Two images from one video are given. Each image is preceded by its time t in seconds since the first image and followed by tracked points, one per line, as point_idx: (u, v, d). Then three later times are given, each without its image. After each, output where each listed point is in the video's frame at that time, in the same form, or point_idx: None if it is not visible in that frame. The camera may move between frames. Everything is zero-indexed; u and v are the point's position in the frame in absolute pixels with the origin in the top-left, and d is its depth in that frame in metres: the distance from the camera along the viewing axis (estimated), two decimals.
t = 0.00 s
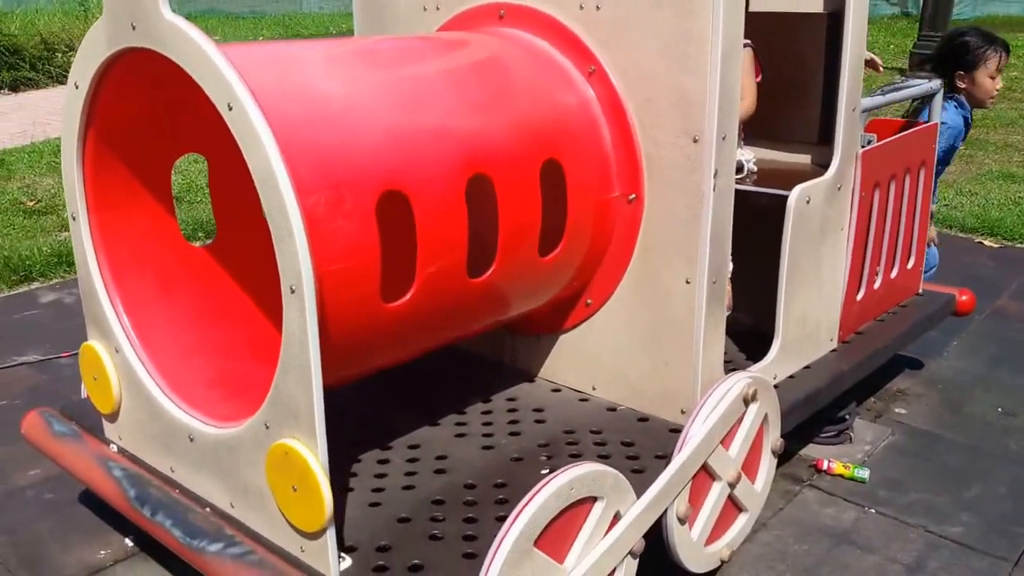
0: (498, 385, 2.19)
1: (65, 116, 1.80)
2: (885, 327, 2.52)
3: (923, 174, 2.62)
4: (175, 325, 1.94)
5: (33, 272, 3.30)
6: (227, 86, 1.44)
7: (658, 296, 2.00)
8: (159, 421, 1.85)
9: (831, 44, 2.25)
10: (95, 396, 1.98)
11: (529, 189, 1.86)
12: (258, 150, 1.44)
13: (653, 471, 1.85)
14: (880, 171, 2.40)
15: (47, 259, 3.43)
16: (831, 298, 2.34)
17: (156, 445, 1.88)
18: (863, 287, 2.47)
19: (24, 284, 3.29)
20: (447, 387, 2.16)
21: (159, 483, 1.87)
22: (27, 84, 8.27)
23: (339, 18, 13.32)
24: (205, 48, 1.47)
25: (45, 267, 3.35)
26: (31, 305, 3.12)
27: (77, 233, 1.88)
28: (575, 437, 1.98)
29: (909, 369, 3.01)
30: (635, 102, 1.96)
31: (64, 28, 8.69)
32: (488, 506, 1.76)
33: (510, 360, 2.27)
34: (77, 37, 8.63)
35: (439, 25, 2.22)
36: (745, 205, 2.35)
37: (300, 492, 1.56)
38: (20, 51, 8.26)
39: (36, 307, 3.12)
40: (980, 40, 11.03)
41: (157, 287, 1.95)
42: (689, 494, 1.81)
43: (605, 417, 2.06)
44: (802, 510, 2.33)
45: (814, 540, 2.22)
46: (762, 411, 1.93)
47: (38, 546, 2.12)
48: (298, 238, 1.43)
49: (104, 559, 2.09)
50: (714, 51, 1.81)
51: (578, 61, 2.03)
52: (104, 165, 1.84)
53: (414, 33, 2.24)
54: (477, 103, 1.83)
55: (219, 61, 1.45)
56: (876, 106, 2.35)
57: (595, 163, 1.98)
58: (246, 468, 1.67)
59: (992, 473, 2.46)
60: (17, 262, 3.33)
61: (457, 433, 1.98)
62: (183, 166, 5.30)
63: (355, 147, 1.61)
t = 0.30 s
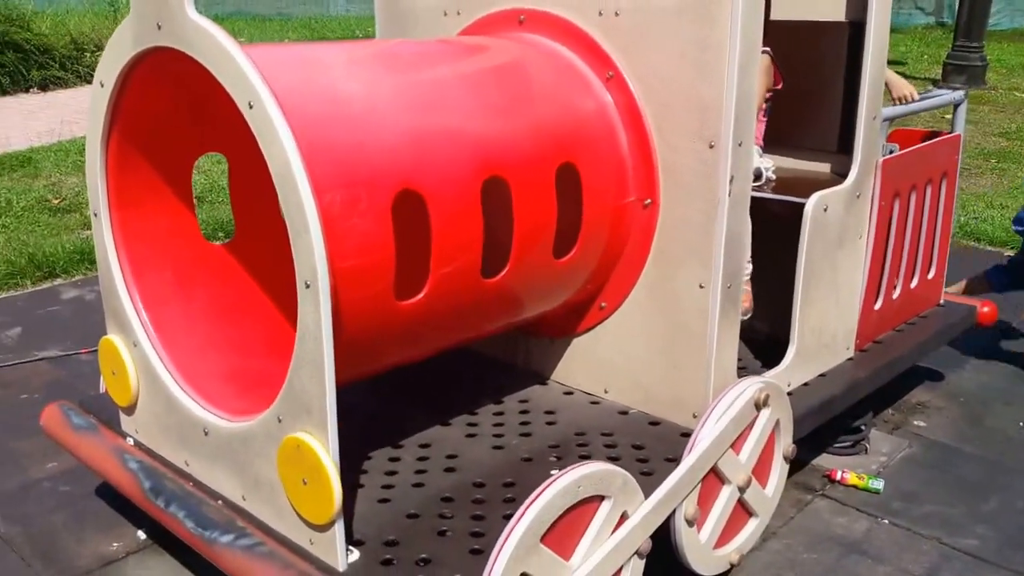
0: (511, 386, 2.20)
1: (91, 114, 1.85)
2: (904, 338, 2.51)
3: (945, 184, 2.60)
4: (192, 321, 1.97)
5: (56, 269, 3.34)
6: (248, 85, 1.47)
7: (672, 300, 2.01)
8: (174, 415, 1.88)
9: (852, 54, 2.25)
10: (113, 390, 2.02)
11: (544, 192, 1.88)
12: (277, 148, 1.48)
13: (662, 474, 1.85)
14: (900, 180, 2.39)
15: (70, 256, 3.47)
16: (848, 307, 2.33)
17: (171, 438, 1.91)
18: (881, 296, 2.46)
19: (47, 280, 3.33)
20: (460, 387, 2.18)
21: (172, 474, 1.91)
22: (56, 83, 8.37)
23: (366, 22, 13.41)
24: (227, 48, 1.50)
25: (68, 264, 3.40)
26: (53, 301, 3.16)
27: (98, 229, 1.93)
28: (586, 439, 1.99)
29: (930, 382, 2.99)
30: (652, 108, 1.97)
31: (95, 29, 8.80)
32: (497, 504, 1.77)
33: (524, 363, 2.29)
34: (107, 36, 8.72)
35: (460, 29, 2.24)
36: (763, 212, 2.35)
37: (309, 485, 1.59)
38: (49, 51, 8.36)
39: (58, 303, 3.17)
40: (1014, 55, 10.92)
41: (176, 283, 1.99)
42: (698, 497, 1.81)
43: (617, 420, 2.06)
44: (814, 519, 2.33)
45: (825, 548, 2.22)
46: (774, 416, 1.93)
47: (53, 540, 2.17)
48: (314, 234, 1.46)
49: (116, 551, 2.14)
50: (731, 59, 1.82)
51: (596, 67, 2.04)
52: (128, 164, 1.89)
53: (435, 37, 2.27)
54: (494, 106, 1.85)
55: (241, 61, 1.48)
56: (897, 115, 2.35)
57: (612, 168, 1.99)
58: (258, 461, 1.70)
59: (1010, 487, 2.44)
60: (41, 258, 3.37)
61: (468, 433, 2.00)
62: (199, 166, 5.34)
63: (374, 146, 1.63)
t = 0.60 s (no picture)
0: (523, 388, 2.22)
1: (114, 111, 1.88)
2: (921, 348, 2.50)
3: (965, 194, 2.59)
4: (208, 315, 2.00)
5: (79, 265, 3.40)
6: (264, 83, 1.50)
7: (684, 304, 2.01)
8: (191, 408, 1.91)
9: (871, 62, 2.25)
10: (130, 382, 2.05)
11: (555, 194, 1.89)
12: (291, 146, 1.50)
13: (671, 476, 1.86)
14: (919, 189, 2.38)
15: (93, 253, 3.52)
16: (863, 315, 2.33)
17: (187, 430, 1.94)
18: (898, 305, 2.45)
19: (71, 277, 3.39)
20: (472, 388, 2.20)
21: (187, 466, 1.94)
22: (84, 83, 8.58)
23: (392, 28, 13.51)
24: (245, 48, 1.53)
25: (91, 261, 3.45)
26: (76, 297, 3.22)
27: (118, 221, 1.95)
28: (596, 441, 2.00)
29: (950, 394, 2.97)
30: (666, 112, 1.99)
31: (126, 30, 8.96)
32: (504, 503, 1.78)
33: (536, 365, 2.30)
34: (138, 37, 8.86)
35: (479, 33, 2.27)
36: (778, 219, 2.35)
37: (318, 476, 1.61)
38: (79, 51, 8.51)
39: (81, 299, 3.22)
40: None
41: (194, 276, 2.01)
42: (704, 500, 1.82)
43: (629, 423, 2.07)
44: (826, 527, 2.32)
45: (836, 557, 2.21)
46: (782, 421, 1.94)
47: (70, 531, 2.21)
48: (326, 230, 1.48)
49: (133, 542, 2.19)
50: (744, 63, 1.83)
51: (611, 71, 2.05)
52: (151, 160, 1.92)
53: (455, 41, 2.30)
54: (508, 108, 1.87)
55: (258, 60, 1.51)
56: (916, 124, 2.34)
57: (625, 171, 2.00)
58: (269, 453, 1.73)
59: None
60: (65, 255, 3.43)
61: (479, 432, 2.01)
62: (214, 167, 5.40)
63: (387, 146, 1.65)
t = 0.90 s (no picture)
0: (533, 388, 2.22)
1: (138, 107, 1.93)
2: (939, 357, 2.47)
3: (987, 202, 2.56)
4: (223, 310, 2.03)
5: (104, 262, 3.47)
6: (278, 81, 1.51)
7: (693, 307, 2.01)
8: (202, 399, 1.93)
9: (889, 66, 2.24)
10: (146, 373, 2.08)
11: (565, 195, 1.90)
12: (303, 142, 1.51)
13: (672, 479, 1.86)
14: (938, 195, 2.35)
15: (118, 250, 3.59)
16: (878, 322, 2.30)
17: (198, 421, 1.96)
18: (915, 313, 2.42)
19: (95, 272, 3.45)
20: (482, 387, 2.21)
21: (198, 456, 1.95)
22: (118, 84, 8.67)
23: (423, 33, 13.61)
24: (260, 45, 1.54)
25: (116, 257, 3.51)
26: (101, 293, 3.28)
27: (139, 215, 1.99)
28: (599, 442, 2.00)
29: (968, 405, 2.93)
30: (678, 114, 1.99)
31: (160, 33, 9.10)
32: (505, 500, 1.79)
33: (544, 366, 2.31)
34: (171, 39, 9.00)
35: (495, 34, 2.29)
36: (793, 221, 2.35)
37: (323, 468, 1.60)
38: (112, 52, 8.65)
39: (105, 294, 3.28)
40: None
41: (210, 272, 2.04)
42: (706, 502, 1.81)
43: (634, 425, 2.07)
44: (837, 536, 2.30)
45: (845, 565, 2.19)
46: (789, 426, 1.93)
47: (85, 519, 2.24)
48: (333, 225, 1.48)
49: (146, 532, 2.21)
50: (756, 66, 1.82)
51: (625, 72, 2.06)
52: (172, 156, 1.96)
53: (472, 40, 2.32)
54: (520, 109, 1.88)
55: (273, 57, 1.52)
56: (936, 128, 2.31)
57: (635, 173, 2.00)
58: (276, 445, 1.74)
59: None
60: (91, 251, 3.49)
61: (483, 430, 2.03)
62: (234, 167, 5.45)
63: (397, 144, 1.66)
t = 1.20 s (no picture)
0: (540, 389, 2.22)
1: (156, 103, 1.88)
2: (956, 364, 2.43)
3: (1008, 208, 2.51)
4: (236, 303, 1.98)
5: (130, 257, 3.52)
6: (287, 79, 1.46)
7: (697, 310, 2.00)
8: (211, 391, 1.92)
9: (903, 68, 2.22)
10: (160, 364, 2.05)
11: (573, 196, 1.88)
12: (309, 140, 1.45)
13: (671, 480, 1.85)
14: (953, 200, 2.33)
15: (144, 247, 3.65)
16: (892, 328, 2.27)
17: (207, 412, 1.95)
18: (931, 320, 2.39)
19: (121, 268, 3.51)
20: (490, 387, 2.21)
21: (206, 446, 1.95)
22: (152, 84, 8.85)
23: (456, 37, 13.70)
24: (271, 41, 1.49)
25: (142, 254, 3.57)
26: (125, 288, 3.33)
27: (157, 209, 1.95)
28: (602, 442, 2.01)
29: (990, 415, 2.88)
30: (683, 115, 1.99)
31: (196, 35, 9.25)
32: (502, 496, 1.80)
33: (551, 367, 2.31)
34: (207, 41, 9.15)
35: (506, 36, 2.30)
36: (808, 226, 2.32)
37: (322, 460, 1.60)
38: (149, 52, 8.80)
39: (129, 289, 3.33)
40: None
41: (225, 264, 2.00)
42: (706, 504, 1.80)
43: (637, 427, 2.07)
44: (847, 546, 2.27)
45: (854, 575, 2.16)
46: (794, 431, 1.90)
47: (99, 507, 2.28)
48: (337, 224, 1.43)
49: (156, 522, 2.24)
50: (761, 68, 1.82)
51: (631, 73, 2.06)
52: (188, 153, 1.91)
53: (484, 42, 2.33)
54: (530, 108, 1.85)
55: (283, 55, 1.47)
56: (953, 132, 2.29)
57: (641, 174, 2.00)
58: (278, 437, 1.74)
59: None
60: (117, 247, 3.55)
61: (486, 428, 2.04)
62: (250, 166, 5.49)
63: (407, 141, 1.61)
